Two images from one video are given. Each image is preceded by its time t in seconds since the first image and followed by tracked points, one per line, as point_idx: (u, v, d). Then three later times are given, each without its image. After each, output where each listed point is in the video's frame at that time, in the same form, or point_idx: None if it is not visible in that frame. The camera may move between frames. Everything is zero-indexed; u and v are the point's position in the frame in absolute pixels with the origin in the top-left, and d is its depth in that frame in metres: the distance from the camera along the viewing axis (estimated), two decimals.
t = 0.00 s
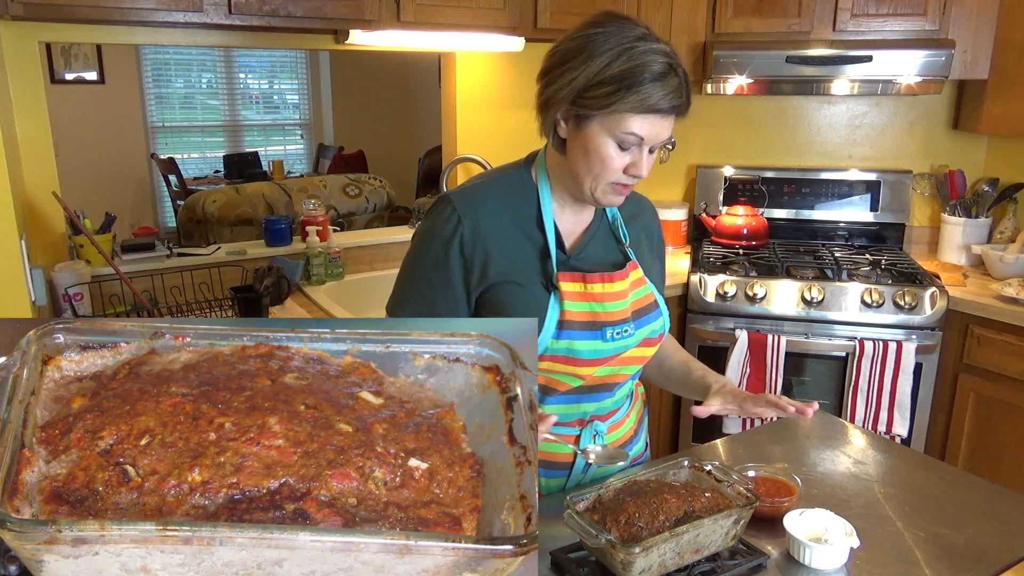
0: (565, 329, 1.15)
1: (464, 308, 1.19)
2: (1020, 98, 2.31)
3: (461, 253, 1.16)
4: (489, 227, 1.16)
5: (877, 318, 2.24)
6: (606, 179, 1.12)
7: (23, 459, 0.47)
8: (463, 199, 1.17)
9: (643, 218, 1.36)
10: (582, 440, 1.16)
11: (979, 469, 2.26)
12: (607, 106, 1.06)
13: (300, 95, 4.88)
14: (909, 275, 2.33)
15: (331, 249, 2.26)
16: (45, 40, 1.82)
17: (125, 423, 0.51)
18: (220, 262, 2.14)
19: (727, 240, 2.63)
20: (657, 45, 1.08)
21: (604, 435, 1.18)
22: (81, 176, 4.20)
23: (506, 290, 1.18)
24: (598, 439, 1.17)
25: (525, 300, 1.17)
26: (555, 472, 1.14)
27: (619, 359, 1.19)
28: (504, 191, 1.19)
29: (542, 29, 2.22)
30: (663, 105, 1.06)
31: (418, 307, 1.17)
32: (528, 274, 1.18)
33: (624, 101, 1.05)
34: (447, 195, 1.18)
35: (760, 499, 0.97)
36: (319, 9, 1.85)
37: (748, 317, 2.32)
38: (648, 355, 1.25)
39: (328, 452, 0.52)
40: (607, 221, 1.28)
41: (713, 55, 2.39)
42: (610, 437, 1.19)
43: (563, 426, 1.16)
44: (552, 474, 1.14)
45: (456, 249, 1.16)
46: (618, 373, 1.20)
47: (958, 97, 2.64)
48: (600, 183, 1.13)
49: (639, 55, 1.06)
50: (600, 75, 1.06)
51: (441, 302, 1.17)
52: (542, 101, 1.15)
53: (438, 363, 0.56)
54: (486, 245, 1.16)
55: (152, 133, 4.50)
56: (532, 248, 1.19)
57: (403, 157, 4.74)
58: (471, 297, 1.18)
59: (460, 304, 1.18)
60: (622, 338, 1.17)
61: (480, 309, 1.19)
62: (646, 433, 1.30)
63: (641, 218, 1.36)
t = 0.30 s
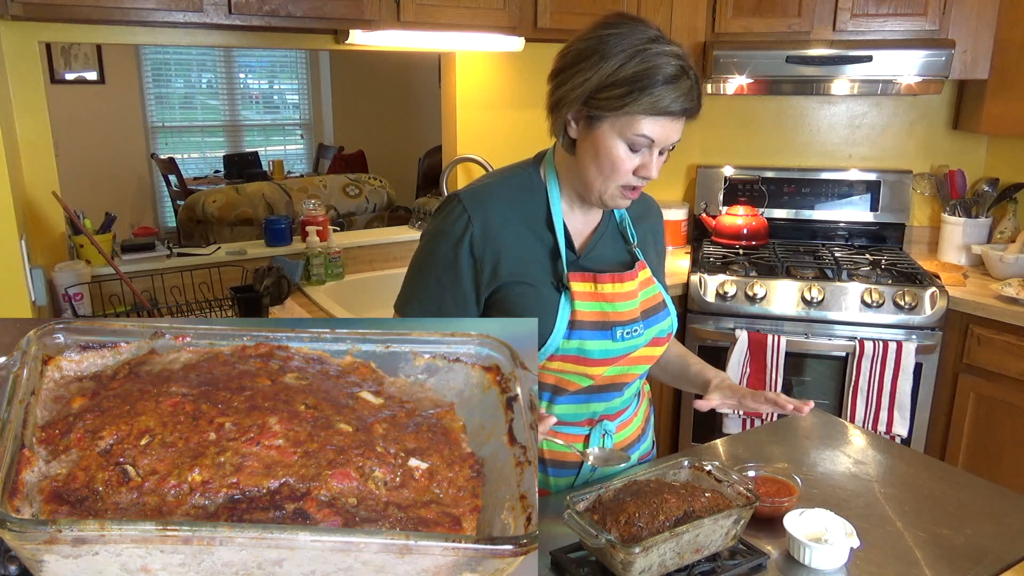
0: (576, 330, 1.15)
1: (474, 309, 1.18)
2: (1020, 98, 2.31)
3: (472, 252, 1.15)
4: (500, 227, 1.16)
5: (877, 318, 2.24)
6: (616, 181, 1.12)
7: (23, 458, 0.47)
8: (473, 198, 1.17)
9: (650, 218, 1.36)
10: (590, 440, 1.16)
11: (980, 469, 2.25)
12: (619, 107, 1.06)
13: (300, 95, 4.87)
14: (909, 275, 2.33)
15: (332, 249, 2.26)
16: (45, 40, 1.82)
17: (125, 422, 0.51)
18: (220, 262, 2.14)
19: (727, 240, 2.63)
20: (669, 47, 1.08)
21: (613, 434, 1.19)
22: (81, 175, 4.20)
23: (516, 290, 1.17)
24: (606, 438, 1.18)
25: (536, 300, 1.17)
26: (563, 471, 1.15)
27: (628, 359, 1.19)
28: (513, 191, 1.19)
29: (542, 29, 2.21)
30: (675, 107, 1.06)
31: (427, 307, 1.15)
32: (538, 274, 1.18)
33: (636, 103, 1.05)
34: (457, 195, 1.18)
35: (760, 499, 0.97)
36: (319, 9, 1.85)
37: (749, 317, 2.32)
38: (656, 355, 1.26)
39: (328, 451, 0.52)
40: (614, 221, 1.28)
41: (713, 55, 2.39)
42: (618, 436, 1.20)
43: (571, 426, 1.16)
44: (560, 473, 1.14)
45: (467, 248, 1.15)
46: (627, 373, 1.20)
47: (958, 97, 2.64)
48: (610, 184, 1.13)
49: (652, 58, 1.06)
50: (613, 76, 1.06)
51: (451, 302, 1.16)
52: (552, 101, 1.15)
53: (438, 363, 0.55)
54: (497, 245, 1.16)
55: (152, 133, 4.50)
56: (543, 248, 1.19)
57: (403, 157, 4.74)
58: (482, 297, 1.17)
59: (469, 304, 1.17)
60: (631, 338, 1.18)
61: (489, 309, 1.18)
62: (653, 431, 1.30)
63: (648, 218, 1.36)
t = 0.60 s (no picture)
0: (580, 328, 1.15)
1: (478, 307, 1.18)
2: (1020, 98, 2.31)
3: (478, 250, 1.16)
4: (506, 226, 1.16)
5: (877, 318, 2.24)
6: (625, 180, 1.12)
7: (24, 458, 0.47)
8: (479, 197, 1.17)
9: (657, 218, 1.36)
10: (594, 438, 1.17)
11: (979, 469, 2.26)
12: (630, 107, 1.06)
13: (300, 95, 4.88)
14: (909, 275, 2.33)
15: (332, 249, 2.26)
16: (45, 40, 1.82)
17: (125, 422, 0.51)
18: (220, 262, 2.14)
19: (727, 240, 2.63)
20: (681, 49, 1.08)
21: (617, 434, 1.19)
22: (81, 176, 4.20)
23: (523, 289, 1.17)
24: (610, 438, 1.18)
25: (541, 300, 1.17)
26: (567, 470, 1.14)
27: (632, 359, 1.19)
28: (520, 190, 1.19)
29: (542, 29, 2.22)
30: (686, 108, 1.06)
31: (432, 305, 1.16)
32: (544, 272, 1.18)
33: (647, 103, 1.05)
34: (464, 192, 1.18)
35: (760, 499, 0.97)
36: (319, 9, 1.85)
37: (748, 317, 2.32)
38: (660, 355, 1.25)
39: (328, 451, 0.52)
40: (621, 221, 1.28)
41: (713, 55, 2.39)
42: (623, 436, 1.20)
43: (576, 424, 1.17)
44: (565, 472, 1.14)
45: (472, 247, 1.15)
46: (631, 373, 1.20)
47: (958, 97, 2.64)
48: (619, 183, 1.13)
49: (664, 58, 1.06)
50: (624, 76, 1.06)
51: (455, 299, 1.16)
52: (563, 100, 1.15)
53: (438, 363, 0.55)
54: (504, 244, 1.16)
55: (152, 133, 4.48)
56: (549, 248, 1.19)
57: (403, 157, 4.74)
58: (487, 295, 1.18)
59: (474, 302, 1.17)
60: (635, 337, 1.17)
61: (494, 307, 1.19)
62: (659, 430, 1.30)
63: (655, 219, 1.36)
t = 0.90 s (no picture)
0: (588, 324, 1.15)
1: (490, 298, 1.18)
2: (1020, 98, 2.31)
3: (492, 241, 1.16)
4: (520, 219, 1.16)
5: (877, 318, 2.24)
6: (640, 180, 1.13)
7: (24, 459, 0.48)
8: (493, 189, 1.17)
9: (667, 219, 1.36)
10: (597, 438, 1.12)
11: (979, 469, 2.25)
12: (649, 108, 1.06)
13: (300, 95, 4.83)
14: (909, 275, 2.33)
15: (332, 249, 2.26)
16: (45, 40, 1.82)
17: (125, 422, 0.51)
18: (220, 262, 2.14)
19: (727, 240, 2.63)
20: (698, 51, 1.09)
21: (620, 432, 1.14)
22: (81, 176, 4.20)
23: (535, 282, 1.17)
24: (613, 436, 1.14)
25: (553, 293, 1.17)
26: (569, 467, 1.13)
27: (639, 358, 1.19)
28: (534, 184, 1.19)
29: (542, 29, 2.22)
30: (704, 110, 1.07)
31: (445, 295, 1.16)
32: (556, 267, 1.18)
33: (666, 105, 1.06)
34: (478, 185, 1.18)
35: (760, 499, 0.97)
36: (319, 8, 1.85)
37: (749, 317, 2.32)
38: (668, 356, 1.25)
39: (328, 452, 0.52)
40: (632, 221, 1.28)
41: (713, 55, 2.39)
42: (624, 434, 1.16)
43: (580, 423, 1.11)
44: (566, 469, 1.13)
45: (487, 238, 1.16)
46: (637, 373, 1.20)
47: (958, 97, 2.64)
48: (634, 184, 1.14)
49: (683, 60, 1.06)
50: (643, 77, 1.07)
51: (469, 290, 1.16)
52: (579, 100, 1.16)
53: (438, 363, 0.55)
54: (517, 236, 1.16)
55: (152, 132, 4.52)
56: (562, 243, 1.19)
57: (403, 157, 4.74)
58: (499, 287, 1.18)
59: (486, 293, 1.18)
60: (643, 337, 1.17)
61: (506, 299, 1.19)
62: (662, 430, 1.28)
63: (665, 220, 1.36)
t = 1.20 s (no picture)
0: (597, 325, 1.15)
1: (505, 296, 1.17)
2: (1020, 98, 2.31)
3: (508, 237, 1.15)
4: (535, 216, 1.16)
5: (877, 318, 2.25)
6: (652, 182, 1.14)
7: (23, 459, 0.48)
8: (509, 185, 1.17)
9: (671, 223, 1.36)
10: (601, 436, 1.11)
11: (979, 469, 2.25)
12: (668, 111, 1.08)
13: (300, 95, 4.69)
14: (909, 275, 2.33)
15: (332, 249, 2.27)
16: (45, 40, 1.82)
17: (124, 422, 0.51)
18: (220, 262, 2.14)
19: (727, 240, 2.63)
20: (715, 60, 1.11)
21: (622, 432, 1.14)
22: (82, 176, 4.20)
23: (548, 279, 1.17)
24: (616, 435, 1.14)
25: (565, 291, 1.17)
26: (572, 466, 1.11)
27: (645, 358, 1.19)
28: (548, 182, 1.19)
29: (542, 29, 2.21)
30: (719, 118, 1.09)
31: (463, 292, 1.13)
32: (568, 265, 1.18)
33: (684, 109, 1.07)
34: (492, 181, 1.18)
35: (760, 499, 0.97)
36: (319, 8, 1.85)
37: (749, 316, 2.32)
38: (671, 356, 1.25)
39: (328, 452, 0.52)
40: (638, 224, 1.28)
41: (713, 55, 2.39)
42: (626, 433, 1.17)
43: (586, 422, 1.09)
44: (570, 468, 1.11)
45: (503, 234, 1.15)
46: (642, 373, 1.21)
47: (958, 97, 2.64)
48: (646, 186, 1.15)
49: (702, 67, 1.08)
50: (663, 80, 1.08)
51: (487, 287, 1.14)
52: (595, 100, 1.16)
53: (438, 363, 0.55)
54: (533, 232, 1.16)
55: (152, 132, 4.69)
56: (573, 242, 1.19)
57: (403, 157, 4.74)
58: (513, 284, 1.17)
59: (503, 290, 1.16)
60: (649, 338, 1.16)
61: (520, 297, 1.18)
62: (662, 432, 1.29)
63: (669, 223, 1.36)
